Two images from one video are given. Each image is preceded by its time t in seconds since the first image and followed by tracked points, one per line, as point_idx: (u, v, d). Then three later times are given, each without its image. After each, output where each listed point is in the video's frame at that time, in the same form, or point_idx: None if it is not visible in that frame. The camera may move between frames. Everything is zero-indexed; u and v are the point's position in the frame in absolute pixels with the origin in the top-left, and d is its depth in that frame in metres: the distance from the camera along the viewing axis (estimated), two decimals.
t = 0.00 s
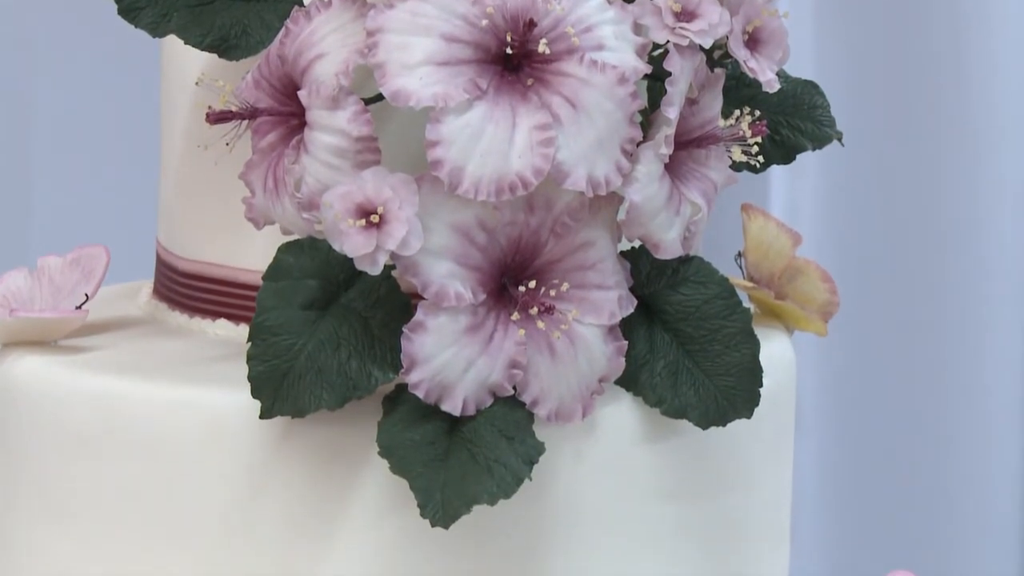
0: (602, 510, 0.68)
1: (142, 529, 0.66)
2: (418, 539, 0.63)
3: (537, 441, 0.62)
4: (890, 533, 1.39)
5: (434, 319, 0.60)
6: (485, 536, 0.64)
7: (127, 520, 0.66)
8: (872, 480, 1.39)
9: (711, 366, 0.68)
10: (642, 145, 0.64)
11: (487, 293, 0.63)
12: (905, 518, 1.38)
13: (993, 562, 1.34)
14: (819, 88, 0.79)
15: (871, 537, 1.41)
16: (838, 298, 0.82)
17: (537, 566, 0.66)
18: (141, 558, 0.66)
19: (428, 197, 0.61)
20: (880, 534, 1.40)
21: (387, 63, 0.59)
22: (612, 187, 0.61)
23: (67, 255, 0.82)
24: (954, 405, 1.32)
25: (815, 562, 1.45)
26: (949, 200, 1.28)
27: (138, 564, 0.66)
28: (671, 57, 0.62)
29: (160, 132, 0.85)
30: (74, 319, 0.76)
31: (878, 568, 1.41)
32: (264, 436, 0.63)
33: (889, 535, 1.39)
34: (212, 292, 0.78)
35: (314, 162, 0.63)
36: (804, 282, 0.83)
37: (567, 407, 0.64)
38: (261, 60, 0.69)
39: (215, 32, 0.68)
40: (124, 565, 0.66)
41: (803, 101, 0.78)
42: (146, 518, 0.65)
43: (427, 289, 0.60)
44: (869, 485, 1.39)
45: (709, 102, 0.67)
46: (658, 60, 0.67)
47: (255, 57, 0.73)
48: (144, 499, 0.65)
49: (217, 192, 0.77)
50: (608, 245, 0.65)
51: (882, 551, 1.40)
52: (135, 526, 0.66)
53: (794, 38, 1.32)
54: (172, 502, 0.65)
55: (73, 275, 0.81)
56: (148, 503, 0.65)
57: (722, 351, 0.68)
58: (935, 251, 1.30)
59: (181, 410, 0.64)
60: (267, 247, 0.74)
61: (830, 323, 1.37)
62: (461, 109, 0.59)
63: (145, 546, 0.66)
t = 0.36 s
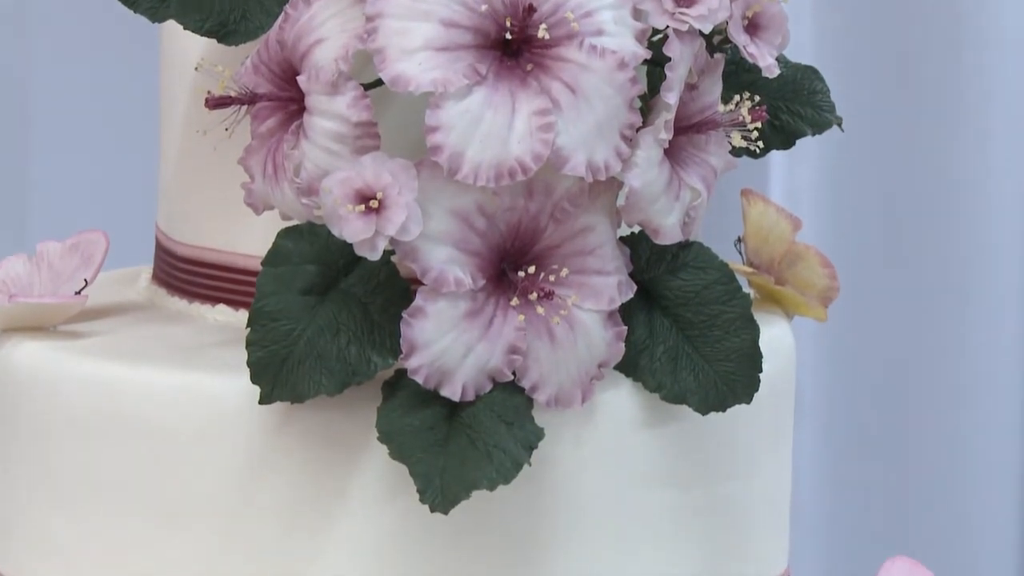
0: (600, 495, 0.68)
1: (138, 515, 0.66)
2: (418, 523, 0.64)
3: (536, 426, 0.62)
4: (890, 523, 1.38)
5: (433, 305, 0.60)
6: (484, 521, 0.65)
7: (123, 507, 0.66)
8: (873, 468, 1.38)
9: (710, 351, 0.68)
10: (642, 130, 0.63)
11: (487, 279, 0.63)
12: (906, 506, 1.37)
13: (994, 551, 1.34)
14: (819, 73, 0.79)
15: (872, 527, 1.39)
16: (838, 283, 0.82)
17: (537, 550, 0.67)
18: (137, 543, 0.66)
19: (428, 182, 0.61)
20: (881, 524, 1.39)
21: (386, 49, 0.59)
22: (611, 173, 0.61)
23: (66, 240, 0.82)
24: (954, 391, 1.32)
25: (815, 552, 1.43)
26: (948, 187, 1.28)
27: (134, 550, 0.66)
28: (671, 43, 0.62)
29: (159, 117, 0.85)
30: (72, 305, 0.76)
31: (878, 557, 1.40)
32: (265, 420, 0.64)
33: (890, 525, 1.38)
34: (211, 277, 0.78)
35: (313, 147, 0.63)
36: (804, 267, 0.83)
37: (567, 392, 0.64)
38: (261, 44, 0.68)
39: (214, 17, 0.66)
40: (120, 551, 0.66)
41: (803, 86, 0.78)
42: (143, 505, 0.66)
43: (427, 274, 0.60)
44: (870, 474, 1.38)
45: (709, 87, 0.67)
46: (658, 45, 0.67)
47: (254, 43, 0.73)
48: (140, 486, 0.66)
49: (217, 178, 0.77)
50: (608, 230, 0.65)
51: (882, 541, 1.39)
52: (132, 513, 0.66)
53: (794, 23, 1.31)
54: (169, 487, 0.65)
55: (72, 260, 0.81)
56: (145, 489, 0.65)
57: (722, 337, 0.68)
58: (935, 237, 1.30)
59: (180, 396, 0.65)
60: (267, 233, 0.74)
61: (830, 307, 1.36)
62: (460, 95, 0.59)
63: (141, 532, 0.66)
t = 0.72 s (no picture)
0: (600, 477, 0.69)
1: (137, 497, 0.66)
2: (417, 505, 0.64)
3: (536, 409, 0.63)
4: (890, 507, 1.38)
5: (432, 288, 0.61)
6: (485, 502, 0.65)
7: (122, 489, 0.66)
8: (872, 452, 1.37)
9: (709, 334, 0.68)
10: (641, 113, 0.63)
11: (486, 262, 0.63)
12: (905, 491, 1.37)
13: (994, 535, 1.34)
14: (818, 55, 0.78)
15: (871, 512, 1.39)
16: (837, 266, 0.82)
17: (537, 532, 0.67)
18: (136, 525, 0.66)
19: (427, 165, 0.61)
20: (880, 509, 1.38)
21: (385, 32, 0.59)
22: (610, 156, 0.61)
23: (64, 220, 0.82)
24: (953, 374, 1.32)
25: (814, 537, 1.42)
26: (948, 168, 1.28)
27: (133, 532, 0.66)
28: (670, 25, 0.62)
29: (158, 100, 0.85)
30: (71, 288, 0.76)
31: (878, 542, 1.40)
32: (264, 403, 0.64)
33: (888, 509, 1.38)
34: (210, 260, 0.78)
35: (312, 130, 0.62)
36: (803, 250, 0.83)
37: (566, 375, 0.64)
38: (263, 28, 0.66)
39: None
40: (119, 533, 0.67)
41: (803, 68, 0.77)
42: (141, 487, 0.66)
43: (426, 257, 0.60)
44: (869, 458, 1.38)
45: (709, 69, 0.67)
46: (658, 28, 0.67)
47: (253, 25, 0.73)
48: (139, 468, 0.66)
49: (216, 161, 0.77)
50: (607, 213, 0.65)
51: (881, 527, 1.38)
52: (131, 494, 0.66)
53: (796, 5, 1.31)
54: (167, 469, 0.65)
55: (70, 243, 0.81)
56: (144, 471, 0.66)
57: (721, 319, 0.69)
58: (935, 219, 1.30)
59: (179, 378, 0.65)
60: (266, 216, 0.74)
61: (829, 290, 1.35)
62: (459, 78, 0.59)
63: (140, 513, 0.66)
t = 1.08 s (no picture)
0: (600, 459, 0.69)
1: (134, 478, 0.66)
2: (418, 486, 0.65)
3: (536, 391, 0.63)
4: (891, 488, 1.38)
5: (432, 270, 0.61)
6: (484, 482, 0.66)
7: (121, 471, 0.67)
8: (872, 434, 1.37)
9: (709, 315, 0.69)
10: (642, 95, 0.63)
11: (486, 244, 0.63)
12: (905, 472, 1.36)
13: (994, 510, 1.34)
14: (819, 37, 0.78)
15: (870, 493, 1.38)
16: (837, 247, 0.82)
17: (536, 514, 0.67)
18: (134, 507, 0.67)
19: (427, 146, 0.61)
20: (881, 489, 1.38)
21: (385, 13, 0.59)
22: (610, 137, 0.61)
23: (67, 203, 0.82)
24: (952, 355, 1.32)
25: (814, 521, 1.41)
26: (949, 151, 1.28)
27: (130, 514, 0.67)
28: (671, 6, 0.62)
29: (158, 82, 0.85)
30: (71, 269, 0.76)
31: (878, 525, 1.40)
32: (264, 385, 0.64)
33: (890, 490, 1.38)
34: (211, 242, 0.78)
35: (312, 112, 0.62)
36: (803, 232, 0.83)
37: (566, 356, 0.65)
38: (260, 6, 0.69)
39: None
40: (118, 515, 0.67)
41: (803, 50, 0.77)
42: (139, 468, 0.66)
43: (426, 239, 0.61)
44: (870, 440, 1.37)
45: (709, 51, 0.67)
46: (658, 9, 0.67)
47: (253, 7, 0.73)
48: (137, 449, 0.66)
49: (217, 142, 0.77)
50: (608, 194, 0.65)
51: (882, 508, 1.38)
52: (128, 476, 0.66)
53: None
54: (167, 451, 0.66)
55: (71, 225, 0.81)
56: (142, 453, 0.66)
57: (722, 301, 0.69)
58: (935, 201, 1.30)
59: (180, 359, 0.65)
60: (267, 198, 0.74)
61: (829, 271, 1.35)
62: (459, 59, 0.59)
63: (138, 495, 0.66)
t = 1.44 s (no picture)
0: (598, 440, 0.69)
1: (134, 458, 0.67)
2: (417, 466, 0.65)
3: (536, 371, 0.63)
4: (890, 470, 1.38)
5: (432, 250, 0.61)
6: (484, 462, 0.66)
7: (121, 451, 0.67)
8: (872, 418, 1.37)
9: (709, 297, 0.69)
10: (642, 75, 0.63)
11: (486, 225, 0.63)
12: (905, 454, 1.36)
13: (995, 494, 1.33)
14: (819, 17, 0.78)
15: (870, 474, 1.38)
16: (837, 228, 0.82)
17: (534, 495, 0.67)
18: (134, 488, 0.67)
19: (426, 127, 0.61)
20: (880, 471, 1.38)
21: None
22: (610, 118, 0.61)
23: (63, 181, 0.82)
24: (953, 340, 1.32)
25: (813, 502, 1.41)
26: (950, 134, 1.28)
27: (131, 494, 0.67)
28: None
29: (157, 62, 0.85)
30: (71, 250, 0.77)
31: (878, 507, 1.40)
32: (264, 366, 0.65)
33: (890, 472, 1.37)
34: (211, 223, 0.78)
35: (311, 92, 0.62)
36: (803, 213, 0.83)
37: (565, 337, 0.65)
38: None
39: None
40: (116, 495, 0.67)
41: (803, 30, 0.77)
42: (138, 449, 0.67)
43: (425, 219, 0.61)
44: (870, 422, 1.37)
45: (709, 31, 0.67)
46: None
47: None
48: (137, 430, 0.67)
49: (217, 123, 0.77)
50: (607, 175, 0.65)
51: (882, 490, 1.38)
52: (128, 456, 0.67)
53: None
54: (166, 431, 0.66)
55: (70, 205, 0.81)
56: (141, 434, 0.66)
57: (721, 282, 0.69)
58: (936, 184, 1.30)
59: (181, 340, 0.66)
60: (267, 179, 0.75)
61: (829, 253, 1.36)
62: (459, 40, 0.59)
63: (137, 476, 0.67)
